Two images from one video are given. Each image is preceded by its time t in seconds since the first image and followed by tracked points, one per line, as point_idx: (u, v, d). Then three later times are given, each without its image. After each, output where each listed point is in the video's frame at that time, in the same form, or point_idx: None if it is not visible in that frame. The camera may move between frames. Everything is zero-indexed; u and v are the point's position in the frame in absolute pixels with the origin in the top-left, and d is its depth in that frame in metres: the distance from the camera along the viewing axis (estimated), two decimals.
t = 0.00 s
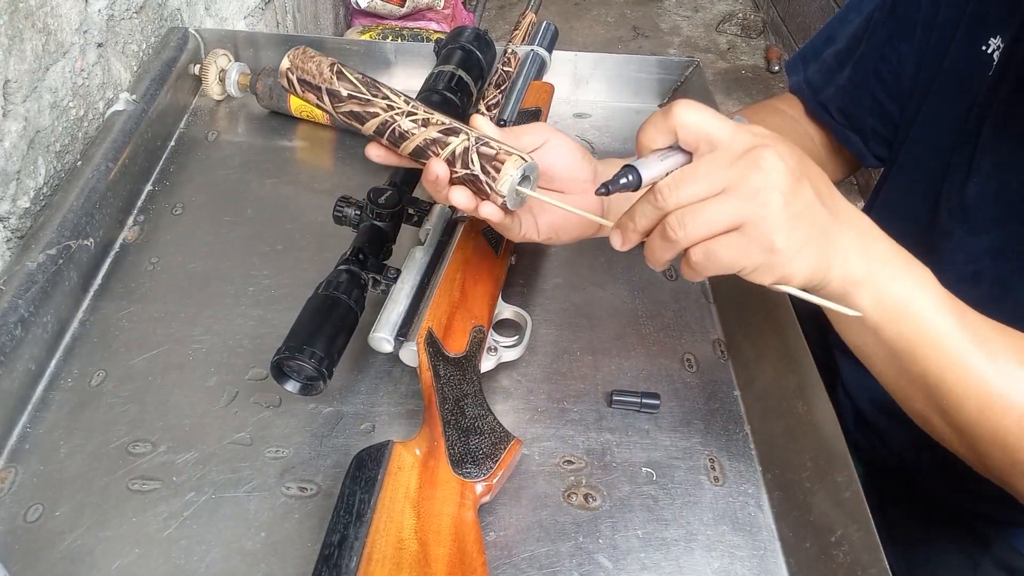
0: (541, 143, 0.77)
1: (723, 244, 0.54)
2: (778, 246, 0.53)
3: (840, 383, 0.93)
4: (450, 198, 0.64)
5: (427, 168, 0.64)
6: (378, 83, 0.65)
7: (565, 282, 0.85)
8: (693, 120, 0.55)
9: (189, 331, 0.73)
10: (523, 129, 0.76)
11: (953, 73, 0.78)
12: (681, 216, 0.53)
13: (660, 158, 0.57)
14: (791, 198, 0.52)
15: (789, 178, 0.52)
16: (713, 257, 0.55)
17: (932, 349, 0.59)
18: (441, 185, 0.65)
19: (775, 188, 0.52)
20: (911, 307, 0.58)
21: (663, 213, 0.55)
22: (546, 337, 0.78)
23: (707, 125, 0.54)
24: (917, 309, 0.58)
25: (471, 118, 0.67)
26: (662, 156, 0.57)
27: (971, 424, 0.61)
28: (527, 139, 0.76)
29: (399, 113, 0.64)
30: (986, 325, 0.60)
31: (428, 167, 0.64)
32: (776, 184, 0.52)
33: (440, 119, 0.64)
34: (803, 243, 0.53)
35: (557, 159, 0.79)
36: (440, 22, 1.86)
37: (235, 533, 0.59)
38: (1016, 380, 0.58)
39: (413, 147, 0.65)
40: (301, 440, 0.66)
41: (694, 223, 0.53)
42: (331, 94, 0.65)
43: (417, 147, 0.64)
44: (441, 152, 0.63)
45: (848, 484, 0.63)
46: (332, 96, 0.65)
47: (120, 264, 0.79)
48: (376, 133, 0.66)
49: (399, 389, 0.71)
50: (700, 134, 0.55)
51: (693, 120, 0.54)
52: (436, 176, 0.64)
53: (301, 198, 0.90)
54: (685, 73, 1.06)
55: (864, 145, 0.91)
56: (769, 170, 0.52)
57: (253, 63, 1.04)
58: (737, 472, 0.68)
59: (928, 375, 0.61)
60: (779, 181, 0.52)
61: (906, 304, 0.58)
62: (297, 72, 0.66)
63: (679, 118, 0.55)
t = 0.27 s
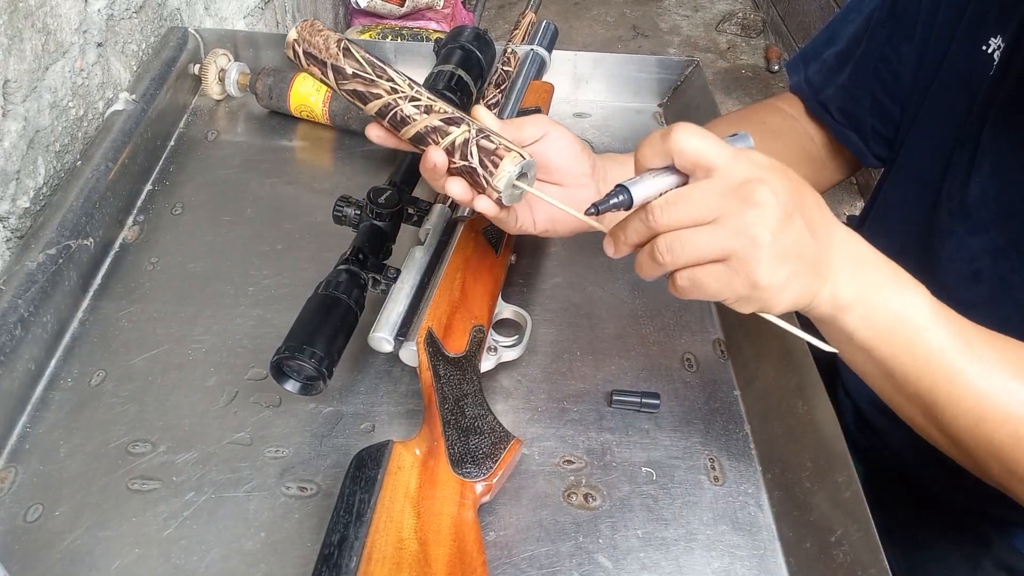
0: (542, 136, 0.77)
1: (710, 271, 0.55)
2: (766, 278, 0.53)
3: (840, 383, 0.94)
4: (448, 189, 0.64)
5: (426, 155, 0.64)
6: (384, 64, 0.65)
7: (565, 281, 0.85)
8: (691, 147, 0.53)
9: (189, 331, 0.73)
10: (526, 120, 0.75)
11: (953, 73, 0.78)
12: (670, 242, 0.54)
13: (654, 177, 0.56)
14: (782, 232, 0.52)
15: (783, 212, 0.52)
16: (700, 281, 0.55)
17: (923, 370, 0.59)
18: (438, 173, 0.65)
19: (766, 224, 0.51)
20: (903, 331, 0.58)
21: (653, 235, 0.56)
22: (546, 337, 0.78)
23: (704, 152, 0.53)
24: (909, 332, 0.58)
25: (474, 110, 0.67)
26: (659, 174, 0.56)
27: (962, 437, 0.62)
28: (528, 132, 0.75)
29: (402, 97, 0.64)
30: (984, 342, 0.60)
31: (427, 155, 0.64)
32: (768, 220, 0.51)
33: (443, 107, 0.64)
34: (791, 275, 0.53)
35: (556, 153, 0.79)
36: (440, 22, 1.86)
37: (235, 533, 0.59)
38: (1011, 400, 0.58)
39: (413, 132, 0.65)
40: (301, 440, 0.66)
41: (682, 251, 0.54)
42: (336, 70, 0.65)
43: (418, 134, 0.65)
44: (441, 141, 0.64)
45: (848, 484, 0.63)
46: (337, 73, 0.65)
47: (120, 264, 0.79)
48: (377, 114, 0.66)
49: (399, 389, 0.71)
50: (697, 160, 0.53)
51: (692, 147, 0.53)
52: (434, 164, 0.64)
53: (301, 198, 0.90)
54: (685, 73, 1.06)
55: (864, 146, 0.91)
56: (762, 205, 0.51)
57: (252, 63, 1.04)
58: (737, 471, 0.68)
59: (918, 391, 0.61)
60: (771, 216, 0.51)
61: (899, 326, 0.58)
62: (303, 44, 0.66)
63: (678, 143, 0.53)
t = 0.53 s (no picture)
0: (543, 140, 0.76)
1: (713, 261, 0.54)
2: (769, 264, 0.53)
3: (840, 382, 0.93)
4: (449, 201, 0.65)
5: (425, 167, 0.64)
6: (379, 77, 0.64)
7: (565, 281, 0.85)
8: (689, 138, 0.54)
9: (189, 331, 0.73)
10: (526, 125, 0.74)
11: (955, 73, 0.78)
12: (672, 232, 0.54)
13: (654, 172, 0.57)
14: (784, 217, 0.52)
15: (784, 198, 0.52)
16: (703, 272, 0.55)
17: (928, 364, 0.59)
18: (439, 183, 0.65)
19: (768, 208, 0.51)
20: (907, 324, 0.58)
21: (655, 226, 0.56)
22: (546, 337, 0.78)
23: (703, 142, 0.54)
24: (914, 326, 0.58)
25: (470, 118, 0.67)
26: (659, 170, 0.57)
27: (967, 434, 0.61)
28: (529, 137, 0.74)
29: (399, 110, 0.63)
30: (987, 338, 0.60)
31: (426, 166, 0.64)
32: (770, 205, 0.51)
33: (440, 116, 0.63)
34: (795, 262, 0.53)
35: (556, 156, 0.78)
36: (440, 22, 1.86)
37: (235, 533, 0.59)
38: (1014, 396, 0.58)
39: (411, 144, 0.64)
40: (301, 440, 0.66)
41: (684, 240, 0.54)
42: (331, 86, 0.63)
43: (416, 146, 0.64)
44: (440, 152, 0.63)
45: (848, 483, 0.63)
46: (332, 89, 0.63)
47: (120, 264, 0.79)
48: (375, 127, 0.65)
49: (399, 389, 0.71)
50: (696, 151, 0.54)
51: (690, 138, 0.54)
52: (434, 176, 0.64)
53: (301, 198, 0.90)
54: (685, 73, 1.06)
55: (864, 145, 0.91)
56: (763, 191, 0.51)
57: (252, 63, 1.04)
58: (737, 471, 0.68)
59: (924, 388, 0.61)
60: (773, 200, 0.52)
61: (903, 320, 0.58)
62: (297, 61, 0.63)
63: (676, 135, 0.55)
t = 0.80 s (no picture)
0: (542, 141, 0.75)
1: (702, 265, 0.55)
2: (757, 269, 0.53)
3: (840, 382, 0.94)
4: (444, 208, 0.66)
5: (423, 172, 0.65)
6: (380, 73, 0.63)
7: (565, 281, 0.85)
8: (678, 141, 0.54)
9: (189, 331, 0.73)
10: (524, 127, 0.73)
11: (956, 74, 0.79)
12: (660, 235, 0.54)
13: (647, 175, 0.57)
14: (772, 223, 0.52)
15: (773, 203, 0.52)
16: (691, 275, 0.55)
17: (920, 368, 0.59)
18: (436, 188, 0.66)
19: (757, 213, 0.51)
20: (898, 329, 0.58)
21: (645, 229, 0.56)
22: (546, 337, 0.78)
23: (692, 146, 0.54)
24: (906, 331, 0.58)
25: (471, 124, 0.67)
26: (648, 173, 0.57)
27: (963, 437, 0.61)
28: (529, 139, 0.74)
29: (398, 110, 0.63)
30: (981, 342, 0.60)
31: (424, 171, 0.65)
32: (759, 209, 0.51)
33: (439, 121, 0.63)
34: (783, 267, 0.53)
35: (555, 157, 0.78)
36: (440, 22, 1.86)
37: (235, 533, 0.59)
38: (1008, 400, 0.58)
39: (410, 147, 0.64)
40: (301, 440, 0.66)
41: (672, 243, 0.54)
42: (331, 79, 0.63)
43: (414, 149, 0.64)
44: (438, 159, 0.63)
45: (848, 484, 0.62)
46: (333, 81, 0.63)
47: (120, 264, 0.79)
48: (375, 125, 0.65)
49: (399, 389, 0.71)
50: (685, 154, 0.54)
51: (678, 141, 0.54)
52: (431, 181, 0.65)
53: (301, 198, 0.90)
54: (685, 73, 1.06)
55: (864, 145, 0.91)
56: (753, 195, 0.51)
57: (252, 63, 1.04)
58: (737, 471, 0.68)
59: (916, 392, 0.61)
60: (762, 205, 0.51)
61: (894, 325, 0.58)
62: (298, 51, 0.63)
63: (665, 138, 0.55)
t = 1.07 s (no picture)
0: (538, 141, 0.76)
1: (694, 271, 0.55)
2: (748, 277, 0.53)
3: (841, 382, 0.93)
4: (443, 209, 0.65)
5: (418, 174, 0.64)
6: (373, 80, 0.64)
7: (565, 281, 0.85)
8: (673, 149, 0.54)
9: (189, 331, 0.73)
10: (519, 128, 0.74)
11: (956, 74, 0.79)
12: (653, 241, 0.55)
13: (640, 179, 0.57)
14: (764, 232, 0.52)
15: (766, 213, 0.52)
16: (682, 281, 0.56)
17: (915, 375, 0.59)
18: (431, 191, 0.66)
19: (747, 222, 0.51)
20: (892, 338, 0.58)
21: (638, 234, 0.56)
22: (546, 337, 0.78)
23: (687, 153, 0.53)
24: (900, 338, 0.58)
25: (464, 125, 0.67)
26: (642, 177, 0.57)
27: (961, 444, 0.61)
28: (524, 139, 0.74)
29: (393, 116, 0.63)
30: (980, 348, 0.60)
31: (419, 174, 0.65)
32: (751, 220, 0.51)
33: (433, 124, 0.63)
34: (774, 275, 0.53)
35: (552, 157, 0.78)
36: (440, 22, 1.86)
37: (235, 533, 0.59)
38: (1005, 406, 0.58)
39: (405, 151, 0.64)
40: (301, 440, 0.66)
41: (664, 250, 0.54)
42: (327, 89, 0.63)
43: (409, 153, 0.64)
44: (433, 160, 0.63)
45: (848, 483, 0.62)
46: (328, 92, 0.63)
47: (120, 265, 0.79)
48: (371, 132, 0.65)
49: (399, 389, 0.71)
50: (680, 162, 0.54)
51: (675, 148, 0.54)
52: (426, 184, 0.64)
53: (301, 198, 0.90)
54: (685, 73, 1.06)
55: (864, 145, 0.91)
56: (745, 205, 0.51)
57: (252, 63, 1.04)
58: (737, 472, 0.68)
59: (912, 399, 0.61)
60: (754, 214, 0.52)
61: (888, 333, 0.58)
62: (295, 63, 0.64)
63: (661, 145, 0.54)
